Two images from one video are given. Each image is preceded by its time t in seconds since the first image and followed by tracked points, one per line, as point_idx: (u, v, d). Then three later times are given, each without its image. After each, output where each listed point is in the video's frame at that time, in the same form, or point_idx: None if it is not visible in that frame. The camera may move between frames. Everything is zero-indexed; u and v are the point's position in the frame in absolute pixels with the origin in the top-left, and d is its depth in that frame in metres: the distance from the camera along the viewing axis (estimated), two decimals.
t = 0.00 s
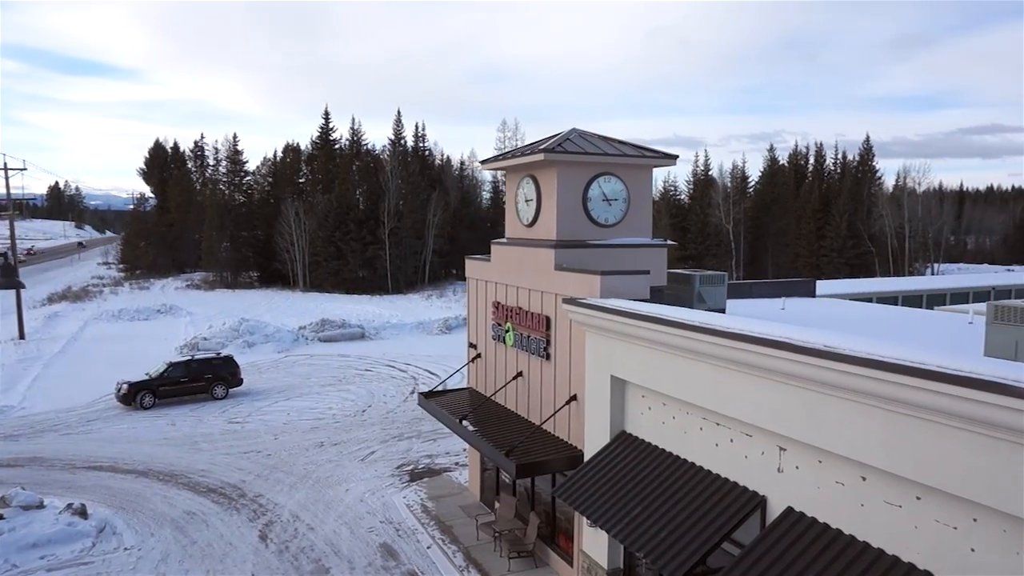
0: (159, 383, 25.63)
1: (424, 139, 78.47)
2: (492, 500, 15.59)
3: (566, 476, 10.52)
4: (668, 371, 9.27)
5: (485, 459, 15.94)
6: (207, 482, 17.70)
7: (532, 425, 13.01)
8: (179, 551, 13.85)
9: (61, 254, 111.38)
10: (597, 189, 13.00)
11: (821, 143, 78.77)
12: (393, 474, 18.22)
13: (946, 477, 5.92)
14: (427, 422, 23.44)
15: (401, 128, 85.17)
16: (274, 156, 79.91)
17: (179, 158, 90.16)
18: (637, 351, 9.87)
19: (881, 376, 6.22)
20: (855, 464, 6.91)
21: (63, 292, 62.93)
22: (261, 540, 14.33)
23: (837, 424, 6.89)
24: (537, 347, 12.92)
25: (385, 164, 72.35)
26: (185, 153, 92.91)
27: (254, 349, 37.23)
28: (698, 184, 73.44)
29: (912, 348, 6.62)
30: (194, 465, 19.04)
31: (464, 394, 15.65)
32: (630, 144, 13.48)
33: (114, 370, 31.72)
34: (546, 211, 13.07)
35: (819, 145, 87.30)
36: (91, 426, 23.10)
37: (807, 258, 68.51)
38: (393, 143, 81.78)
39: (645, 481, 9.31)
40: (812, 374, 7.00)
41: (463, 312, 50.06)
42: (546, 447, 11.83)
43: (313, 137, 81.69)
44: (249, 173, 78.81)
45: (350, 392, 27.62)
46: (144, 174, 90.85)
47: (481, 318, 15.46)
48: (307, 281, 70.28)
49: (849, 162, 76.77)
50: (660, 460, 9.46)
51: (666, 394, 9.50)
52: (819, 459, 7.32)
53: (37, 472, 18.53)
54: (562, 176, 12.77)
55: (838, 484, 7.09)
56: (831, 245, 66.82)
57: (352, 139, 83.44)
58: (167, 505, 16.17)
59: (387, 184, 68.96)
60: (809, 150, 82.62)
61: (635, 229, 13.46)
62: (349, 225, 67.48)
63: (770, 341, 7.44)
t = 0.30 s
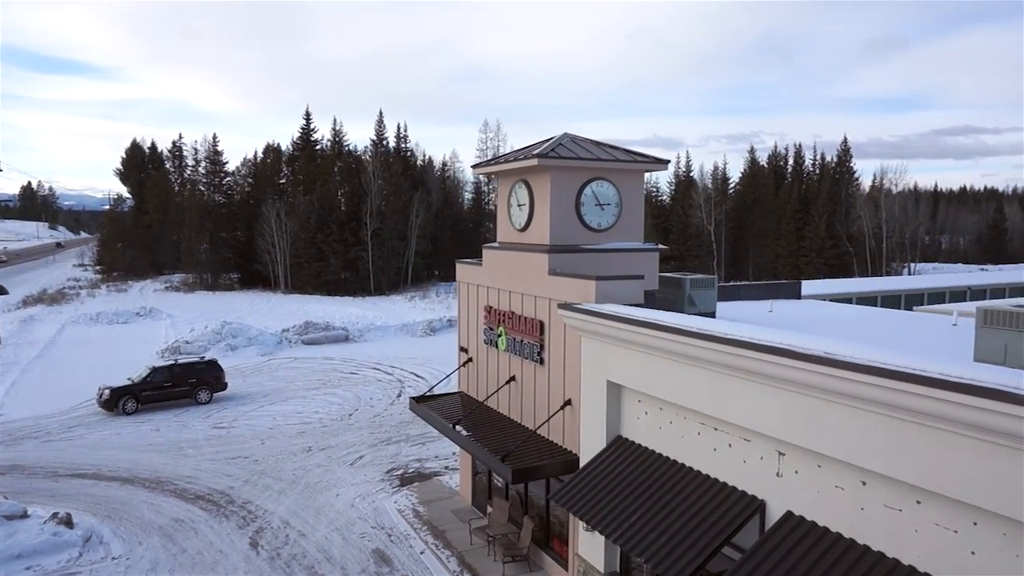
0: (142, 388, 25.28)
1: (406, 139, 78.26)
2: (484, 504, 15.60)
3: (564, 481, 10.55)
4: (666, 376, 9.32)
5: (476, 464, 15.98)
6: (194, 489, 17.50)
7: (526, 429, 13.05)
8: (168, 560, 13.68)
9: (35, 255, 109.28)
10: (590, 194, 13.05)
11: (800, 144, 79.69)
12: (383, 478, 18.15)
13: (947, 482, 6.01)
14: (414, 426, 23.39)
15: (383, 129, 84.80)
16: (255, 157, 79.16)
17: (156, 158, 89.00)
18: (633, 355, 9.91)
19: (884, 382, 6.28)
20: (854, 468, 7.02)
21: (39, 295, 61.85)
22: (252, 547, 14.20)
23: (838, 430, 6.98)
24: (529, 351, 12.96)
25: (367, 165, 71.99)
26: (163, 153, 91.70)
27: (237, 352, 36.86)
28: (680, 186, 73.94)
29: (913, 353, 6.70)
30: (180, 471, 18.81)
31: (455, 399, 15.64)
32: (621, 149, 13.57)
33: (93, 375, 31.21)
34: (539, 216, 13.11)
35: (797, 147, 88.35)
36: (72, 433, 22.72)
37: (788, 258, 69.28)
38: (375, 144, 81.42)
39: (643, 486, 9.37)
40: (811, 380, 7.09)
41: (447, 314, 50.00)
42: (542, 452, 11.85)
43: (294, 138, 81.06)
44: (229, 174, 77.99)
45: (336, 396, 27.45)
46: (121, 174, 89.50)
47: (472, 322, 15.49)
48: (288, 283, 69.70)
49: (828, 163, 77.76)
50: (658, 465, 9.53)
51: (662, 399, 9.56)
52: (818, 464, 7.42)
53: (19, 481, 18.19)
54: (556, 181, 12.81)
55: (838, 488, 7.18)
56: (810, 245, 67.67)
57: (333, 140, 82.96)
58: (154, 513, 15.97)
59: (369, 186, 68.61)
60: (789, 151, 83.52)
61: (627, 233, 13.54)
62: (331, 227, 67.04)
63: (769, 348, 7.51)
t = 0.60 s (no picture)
0: (124, 395, 24.93)
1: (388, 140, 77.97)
2: (476, 509, 15.57)
3: (561, 487, 10.55)
4: (664, 382, 9.37)
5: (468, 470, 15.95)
6: (182, 497, 17.28)
7: (520, 435, 13.05)
8: (158, 570, 13.50)
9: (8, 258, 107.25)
10: (583, 199, 13.09)
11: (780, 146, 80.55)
12: (373, 484, 18.05)
13: (949, 487, 6.11)
14: (402, 430, 23.29)
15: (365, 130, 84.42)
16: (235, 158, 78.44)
17: (134, 159, 87.83)
18: (631, 361, 9.96)
19: (887, 390, 6.36)
20: (855, 473, 7.10)
21: (14, 298, 60.74)
22: (243, 556, 14.05)
23: (839, 435, 7.06)
24: (523, 356, 12.96)
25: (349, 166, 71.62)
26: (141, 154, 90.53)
27: (220, 356, 36.48)
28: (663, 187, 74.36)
29: (913, 361, 6.79)
30: (167, 479, 18.56)
31: (446, 404, 15.59)
32: (613, 154, 13.62)
33: (73, 381, 30.69)
34: (532, 221, 13.12)
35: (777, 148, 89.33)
36: (54, 441, 22.33)
37: (768, 259, 69.97)
38: (357, 146, 81.04)
39: (642, 491, 9.41)
40: (813, 387, 7.16)
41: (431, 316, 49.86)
42: (537, 458, 11.85)
43: (275, 139, 80.37)
44: (209, 175, 77.18)
45: (322, 400, 27.24)
46: (98, 176, 88.22)
47: (463, 327, 15.47)
48: (270, 286, 69.09)
49: (807, 165, 78.69)
50: (656, 470, 9.57)
51: (661, 404, 9.60)
52: (818, 468, 7.50)
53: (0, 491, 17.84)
54: (549, 186, 12.83)
55: (838, 492, 7.27)
56: (790, 246, 68.44)
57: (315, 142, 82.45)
58: (141, 522, 15.74)
59: (351, 187, 68.25)
60: (769, 153, 84.34)
61: (619, 238, 13.60)
62: (313, 229, 66.57)
63: (770, 355, 7.57)
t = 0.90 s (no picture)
0: (104, 401, 24.49)
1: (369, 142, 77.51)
2: (468, 515, 15.53)
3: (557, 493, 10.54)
4: (661, 388, 9.41)
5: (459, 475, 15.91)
6: (167, 505, 17.03)
7: (513, 440, 13.03)
8: None
9: None
10: (575, 205, 13.12)
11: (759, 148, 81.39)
12: (362, 490, 17.92)
13: (950, 492, 6.19)
14: (389, 435, 23.14)
15: (346, 132, 83.91)
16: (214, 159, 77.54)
17: (110, 159, 86.44)
18: (627, 366, 9.98)
19: (888, 398, 6.43)
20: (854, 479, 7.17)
21: None
22: (232, 566, 13.87)
23: (839, 441, 7.13)
24: (516, 361, 12.94)
25: (330, 168, 71.12)
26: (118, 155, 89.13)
27: (201, 360, 36.01)
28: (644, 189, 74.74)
29: (911, 368, 6.87)
30: (151, 487, 18.28)
31: (437, 409, 15.53)
32: (604, 159, 13.66)
33: (50, 387, 30.11)
34: (525, 226, 13.12)
35: (756, 151, 90.25)
36: (32, 449, 21.89)
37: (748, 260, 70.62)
38: (338, 147, 80.50)
39: (639, 497, 9.43)
40: (813, 394, 7.21)
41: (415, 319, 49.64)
42: (531, 464, 11.83)
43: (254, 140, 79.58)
44: (188, 176, 76.22)
45: (307, 405, 26.99)
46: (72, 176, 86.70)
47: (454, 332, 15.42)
48: (250, 288, 68.35)
49: (786, 167, 79.62)
50: (653, 476, 9.61)
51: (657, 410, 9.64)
52: (817, 474, 7.57)
53: None
54: (541, 191, 12.84)
55: (837, 498, 7.34)
56: (770, 247, 69.19)
57: (295, 143, 81.79)
58: (126, 532, 15.49)
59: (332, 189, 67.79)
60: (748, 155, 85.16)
61: (610, 243, 13.64)
62: (294, 231, 65.96)
63: (770, 362, 7.62)
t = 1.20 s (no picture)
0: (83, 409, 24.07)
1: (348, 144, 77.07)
2: (458, 521, 15.48)
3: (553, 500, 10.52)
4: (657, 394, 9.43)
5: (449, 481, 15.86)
6: (151, 515, 16.75)
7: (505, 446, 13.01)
8: None
9: None
10: (566, 210, 13.13)
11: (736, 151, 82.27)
12: (349, 497, 17.78)
13: (950, 498, 6.27)
14: (375, 440, 23.00)
15: (325, 134, 83.36)
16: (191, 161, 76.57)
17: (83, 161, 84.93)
18: (623, 373, 9.99)
19: (889, 405, 6.49)
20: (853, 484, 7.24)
21: None
22: None
23: (838, 448, 7.19)
24: (508, 366, 12.92)
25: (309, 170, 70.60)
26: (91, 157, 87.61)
27: (180, 366, 35.50)
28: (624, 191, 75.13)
29: (909, 375, 6.95)
30: (133, 497, 17.97)
31: (427, 415, 15.44)
32: (594, 165, 13.70)
33: (25, 395, 29.47)
34: (516, 232, 13.09)
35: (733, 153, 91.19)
36: (8, 458, 21.40)
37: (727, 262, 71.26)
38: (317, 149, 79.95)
39: (636, 503, 9.46)
40: (813, 400, 7.25)
41: (396, 322, 49.41)
42: (524, 470, 11.81)
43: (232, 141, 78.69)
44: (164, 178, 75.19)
45: (290, 411, 26.72)
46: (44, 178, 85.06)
47: (443, 337, 15.35)
48: (228, 292, 67.57)
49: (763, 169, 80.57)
50: (649, 483, 9.63)
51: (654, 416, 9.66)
52: (816, 480, 7.63)
53: None
54: (533, 197, 12.83)
55: (836, 503, 7.41)
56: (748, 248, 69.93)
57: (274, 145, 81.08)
58: (110, 543, 15.22)
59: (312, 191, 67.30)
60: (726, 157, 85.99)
61: (600, 248, 13.68)
62: (273, 234, 65.31)
63: (768, 369, 7.66)
